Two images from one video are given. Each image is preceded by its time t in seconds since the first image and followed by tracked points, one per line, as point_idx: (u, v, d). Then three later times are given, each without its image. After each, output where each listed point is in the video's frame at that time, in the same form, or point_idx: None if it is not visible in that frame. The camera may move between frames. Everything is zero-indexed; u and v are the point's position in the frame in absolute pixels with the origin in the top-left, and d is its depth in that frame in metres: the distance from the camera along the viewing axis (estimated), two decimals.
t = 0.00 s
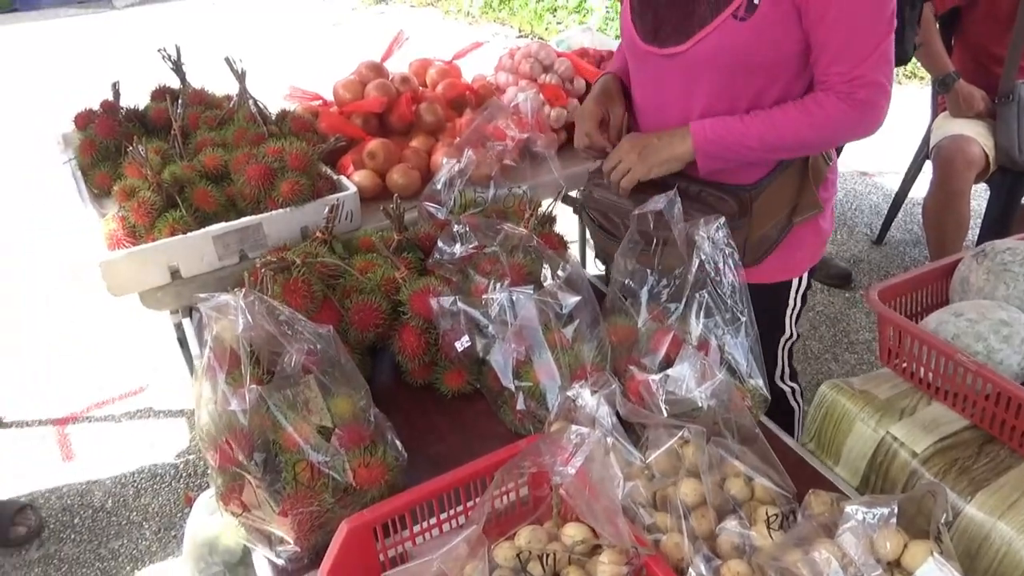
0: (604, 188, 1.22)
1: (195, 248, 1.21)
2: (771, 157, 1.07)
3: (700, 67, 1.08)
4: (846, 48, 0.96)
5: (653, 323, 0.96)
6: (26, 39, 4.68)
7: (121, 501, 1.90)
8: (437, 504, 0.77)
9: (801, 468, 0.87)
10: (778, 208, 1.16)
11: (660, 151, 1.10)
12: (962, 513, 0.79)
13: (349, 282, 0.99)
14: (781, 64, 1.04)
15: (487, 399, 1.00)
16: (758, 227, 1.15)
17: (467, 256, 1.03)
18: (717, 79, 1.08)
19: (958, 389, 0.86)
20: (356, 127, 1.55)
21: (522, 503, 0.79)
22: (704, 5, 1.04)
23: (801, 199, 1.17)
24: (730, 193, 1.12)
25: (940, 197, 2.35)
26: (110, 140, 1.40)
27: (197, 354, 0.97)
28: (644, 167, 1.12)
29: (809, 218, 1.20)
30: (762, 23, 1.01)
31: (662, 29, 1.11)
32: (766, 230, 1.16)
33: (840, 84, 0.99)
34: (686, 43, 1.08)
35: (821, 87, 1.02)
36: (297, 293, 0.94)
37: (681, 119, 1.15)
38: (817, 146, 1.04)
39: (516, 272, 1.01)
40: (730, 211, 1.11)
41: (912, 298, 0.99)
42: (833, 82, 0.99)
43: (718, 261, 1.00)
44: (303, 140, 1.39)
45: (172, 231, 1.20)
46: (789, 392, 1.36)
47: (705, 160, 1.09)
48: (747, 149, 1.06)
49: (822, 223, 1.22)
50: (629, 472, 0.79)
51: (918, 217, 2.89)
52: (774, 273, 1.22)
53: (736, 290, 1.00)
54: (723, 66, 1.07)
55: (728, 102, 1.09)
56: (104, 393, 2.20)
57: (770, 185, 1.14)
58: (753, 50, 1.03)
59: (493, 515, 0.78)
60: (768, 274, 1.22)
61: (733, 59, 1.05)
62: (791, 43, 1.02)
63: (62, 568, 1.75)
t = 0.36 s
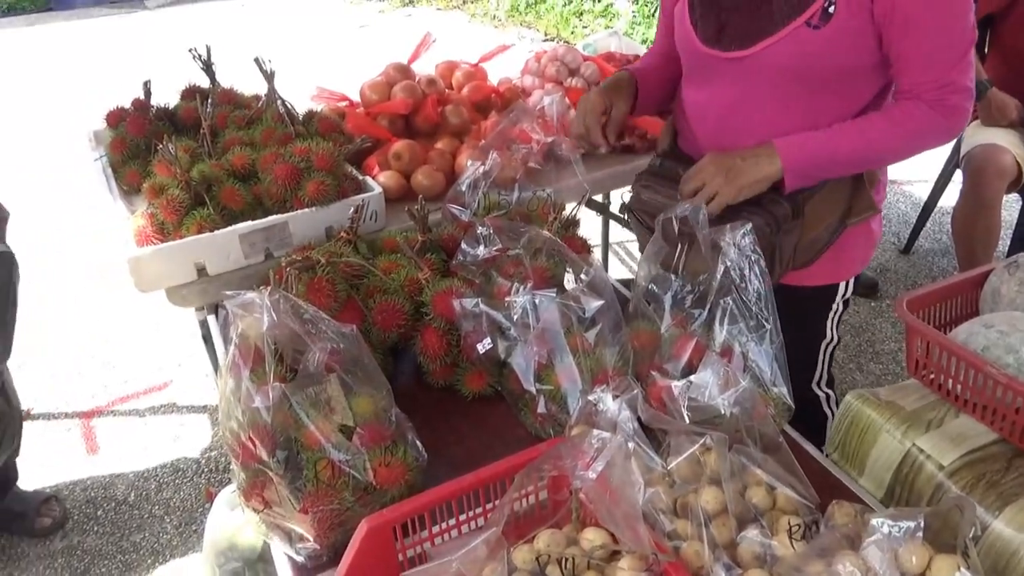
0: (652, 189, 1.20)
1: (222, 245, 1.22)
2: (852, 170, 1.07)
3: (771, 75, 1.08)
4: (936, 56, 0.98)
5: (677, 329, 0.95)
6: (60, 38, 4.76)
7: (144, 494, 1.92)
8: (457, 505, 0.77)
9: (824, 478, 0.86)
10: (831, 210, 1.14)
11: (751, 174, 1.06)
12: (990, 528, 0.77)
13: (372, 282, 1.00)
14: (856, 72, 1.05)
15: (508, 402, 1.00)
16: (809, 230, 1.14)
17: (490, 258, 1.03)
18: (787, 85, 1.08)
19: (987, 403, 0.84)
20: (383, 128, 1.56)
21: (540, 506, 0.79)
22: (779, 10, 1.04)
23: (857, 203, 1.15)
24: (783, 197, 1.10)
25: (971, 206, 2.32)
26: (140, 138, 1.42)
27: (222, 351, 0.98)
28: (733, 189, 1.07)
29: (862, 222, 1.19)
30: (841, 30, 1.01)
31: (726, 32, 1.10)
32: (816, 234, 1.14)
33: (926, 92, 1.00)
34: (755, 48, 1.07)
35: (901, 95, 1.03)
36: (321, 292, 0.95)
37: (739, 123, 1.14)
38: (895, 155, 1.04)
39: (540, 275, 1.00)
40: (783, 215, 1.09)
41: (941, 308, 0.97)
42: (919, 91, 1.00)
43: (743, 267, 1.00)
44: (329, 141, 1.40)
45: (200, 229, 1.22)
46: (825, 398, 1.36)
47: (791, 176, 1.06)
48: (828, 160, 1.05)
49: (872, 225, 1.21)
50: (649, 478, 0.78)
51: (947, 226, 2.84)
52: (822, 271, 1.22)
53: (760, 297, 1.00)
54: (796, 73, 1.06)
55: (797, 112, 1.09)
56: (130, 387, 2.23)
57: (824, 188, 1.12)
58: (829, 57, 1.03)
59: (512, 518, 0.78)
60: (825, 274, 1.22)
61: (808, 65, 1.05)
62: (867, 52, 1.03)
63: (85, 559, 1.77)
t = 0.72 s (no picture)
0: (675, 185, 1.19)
1: (237, 244, 1.23)
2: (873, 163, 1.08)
3: (794, 78, 1.06)
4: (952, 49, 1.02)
5: (689, 331, 0.95)
6: (79, 39, 4.81)
7: (157, 491, 1.93)
8: (467, 504, 0.77)
9: (836, 482, 0.85)
10: (852, 207, 1.13)
11: (786, 172, 1.05)
12: (1005, 534, 0.77)
13: (385, 281, 1.00)
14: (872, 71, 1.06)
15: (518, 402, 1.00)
16: (833, 227, 1.13)
17: (503, 259, 1.03)
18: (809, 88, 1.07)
19: (1004, 408, 0.83)
20: (397, 129, 1.56)
21: (550, 507, 0.79)
22: (805, 15, 1.02)
23: (874, 198, 1.15)
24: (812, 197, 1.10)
25: (989, 211, 2.30)
26: (158, 137, 1.43)
27: (235, 348, 0.98)
28: (771, 189, 1.04)
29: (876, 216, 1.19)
30: (866, 31, 1.02)
31: (744, 40, 1.07)
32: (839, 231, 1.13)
33: (943, 84, 1.04)
34: (781, 54, 1.04)
35: (915, 88, 1.06)
36: (334, 290, 0.96)
37: (757, 127, 1.12)
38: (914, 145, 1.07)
39: (552, 276, 1.01)
40: (816, 215, 1.09)
41: (956, 313, 0.96)
42: (938, 83, 1.04)
43: (755, 270, 1.00)
44: (344, 141, 1.41)
45: (215, 228, 1.23)
46: (831, 397, 1.33)
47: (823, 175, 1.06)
48: (859, 155, 1.05)
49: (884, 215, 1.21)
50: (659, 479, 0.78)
51: (965, 232, 2.81)
52: (842, 267, 1.21)
53: (773, 300, 0.99)
54: (821, 75, 1.05)
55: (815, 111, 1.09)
56: (145, 385, 2.25)
57: (842, 185, 1.12)
58: (852, 59, 1.03)
59: (522, 519, 0.78)
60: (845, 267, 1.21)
61: (833, 67, 1.04)
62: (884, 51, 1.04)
63: (99, 554, 1.79)
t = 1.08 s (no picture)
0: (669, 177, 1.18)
1: (233, 242, 1.23)
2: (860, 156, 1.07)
3: (781, 81, 1.06)
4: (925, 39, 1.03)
5: (684, 326, 0.95)
6: (78, 38, 4.80)
7: (155, 488, 1.94)
8: (462, 500, 0.78)
9: (830, 478, 0.85)
10: (835, 199, 1.14)
11: (785, 159, 1.01)
12: (997, 529, 0.77)
13: (382, 278, 1.00)
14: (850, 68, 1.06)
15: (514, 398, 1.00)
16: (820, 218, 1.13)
17: (500, 256, 1.03)
18: (797, 90, 1.06)
19: (996, 404, 0.83)
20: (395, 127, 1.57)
21: (545, 503, 0.79)
22: (788, 20, 1.02)
23: (860, 184, 1.14)
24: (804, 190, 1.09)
25: (987, 208, 2.30)
26: (156, 135, 1.43)
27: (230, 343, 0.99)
28: (768, 175, 1.01)
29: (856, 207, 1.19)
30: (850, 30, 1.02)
31: (729, 48, 1.05)
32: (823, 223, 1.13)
33: (918, 74, 1.04)
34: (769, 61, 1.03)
35: (892, 80, 1.06)
36: (330, 287, 0.96)
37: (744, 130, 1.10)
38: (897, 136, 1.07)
39: (548, 273, 1.01)
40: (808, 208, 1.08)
41: (950, 310, 0.97)
42: (913, 73, 1.04)
43: (751, 266, 0.99)
44: (342, 139, 1.41)
45: (213, 225, 1.23)
46: (820, 391, 1.32)
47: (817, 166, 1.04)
48: (852, 147, 1.03)
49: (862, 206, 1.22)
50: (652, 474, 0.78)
51: (964, 229, 2.82)
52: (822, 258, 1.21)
53: (768, 297, 0.99)
54: (807, 76, 1.05)
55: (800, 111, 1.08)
56: (144, 382, 2.25)
57: (828, 176, 1.12)
58: (836, 58, 1.04)
59: (516, 514, 0.78)
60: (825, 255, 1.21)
61: (820, 69, 1.04)
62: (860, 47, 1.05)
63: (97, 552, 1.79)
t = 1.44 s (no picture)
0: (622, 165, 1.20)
1: (185, 232, 1.21)
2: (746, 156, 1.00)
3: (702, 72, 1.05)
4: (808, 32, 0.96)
5: (637, 309, 0.97)
6: (24, 26, 4.65)
7: (111, 485, 1.91)
8: (416, 484, 0.78)
9: (779, 454, 0.87)
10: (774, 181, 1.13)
11: (625, 160, 0.95)
12: (935, 498, 0.80)
13: (344, 265, 1.00)
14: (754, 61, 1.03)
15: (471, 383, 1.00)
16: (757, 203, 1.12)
17: (455, 243, 1.04)
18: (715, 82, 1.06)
19: (935, 376, 0.87)
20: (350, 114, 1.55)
21: (500, 485, 0.80)
22: (709, 10, 1.01)
23: (796, 166, 1.12)
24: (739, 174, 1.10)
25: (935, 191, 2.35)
26: (103, 124, 1.40)
27: (181, 333, 0.97)
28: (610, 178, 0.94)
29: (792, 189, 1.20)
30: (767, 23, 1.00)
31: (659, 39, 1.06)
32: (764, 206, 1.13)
33: (792, 67, 0.97)
34: (691, 51, 1.03)
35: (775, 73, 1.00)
36: (297, 264, 0.96)
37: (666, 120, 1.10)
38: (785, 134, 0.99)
39: (504, 258, 1.02)
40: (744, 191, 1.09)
41: (894, 287, 0.99)
42: (784, 66, 0.97)
43: (702, 248, 1.01)
44: (295, 126, 1.39)
45: (162, 215, 1.21)
46: (770, 371, 1.35)
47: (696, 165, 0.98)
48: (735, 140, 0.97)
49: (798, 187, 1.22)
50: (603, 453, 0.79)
51: (915, 212, 2.89)
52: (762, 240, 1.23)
53: (718, 278, 1.01)
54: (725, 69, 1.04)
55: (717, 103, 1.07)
56: (99, 378, 2.21)
57: (762, 159, 1.11)
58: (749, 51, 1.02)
59: (470, 497, 0.78)
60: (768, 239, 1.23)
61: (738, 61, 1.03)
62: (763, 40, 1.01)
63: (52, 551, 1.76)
